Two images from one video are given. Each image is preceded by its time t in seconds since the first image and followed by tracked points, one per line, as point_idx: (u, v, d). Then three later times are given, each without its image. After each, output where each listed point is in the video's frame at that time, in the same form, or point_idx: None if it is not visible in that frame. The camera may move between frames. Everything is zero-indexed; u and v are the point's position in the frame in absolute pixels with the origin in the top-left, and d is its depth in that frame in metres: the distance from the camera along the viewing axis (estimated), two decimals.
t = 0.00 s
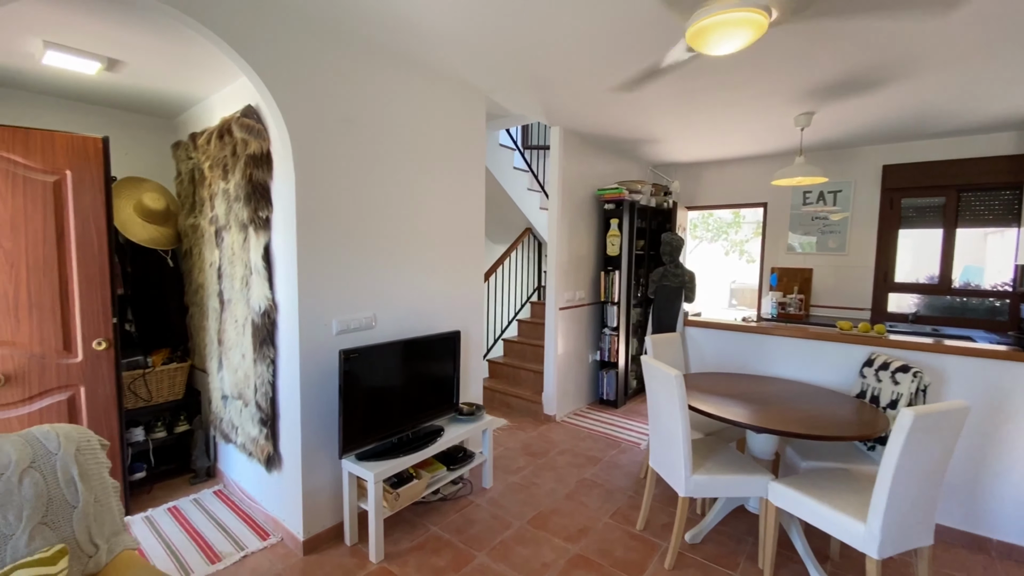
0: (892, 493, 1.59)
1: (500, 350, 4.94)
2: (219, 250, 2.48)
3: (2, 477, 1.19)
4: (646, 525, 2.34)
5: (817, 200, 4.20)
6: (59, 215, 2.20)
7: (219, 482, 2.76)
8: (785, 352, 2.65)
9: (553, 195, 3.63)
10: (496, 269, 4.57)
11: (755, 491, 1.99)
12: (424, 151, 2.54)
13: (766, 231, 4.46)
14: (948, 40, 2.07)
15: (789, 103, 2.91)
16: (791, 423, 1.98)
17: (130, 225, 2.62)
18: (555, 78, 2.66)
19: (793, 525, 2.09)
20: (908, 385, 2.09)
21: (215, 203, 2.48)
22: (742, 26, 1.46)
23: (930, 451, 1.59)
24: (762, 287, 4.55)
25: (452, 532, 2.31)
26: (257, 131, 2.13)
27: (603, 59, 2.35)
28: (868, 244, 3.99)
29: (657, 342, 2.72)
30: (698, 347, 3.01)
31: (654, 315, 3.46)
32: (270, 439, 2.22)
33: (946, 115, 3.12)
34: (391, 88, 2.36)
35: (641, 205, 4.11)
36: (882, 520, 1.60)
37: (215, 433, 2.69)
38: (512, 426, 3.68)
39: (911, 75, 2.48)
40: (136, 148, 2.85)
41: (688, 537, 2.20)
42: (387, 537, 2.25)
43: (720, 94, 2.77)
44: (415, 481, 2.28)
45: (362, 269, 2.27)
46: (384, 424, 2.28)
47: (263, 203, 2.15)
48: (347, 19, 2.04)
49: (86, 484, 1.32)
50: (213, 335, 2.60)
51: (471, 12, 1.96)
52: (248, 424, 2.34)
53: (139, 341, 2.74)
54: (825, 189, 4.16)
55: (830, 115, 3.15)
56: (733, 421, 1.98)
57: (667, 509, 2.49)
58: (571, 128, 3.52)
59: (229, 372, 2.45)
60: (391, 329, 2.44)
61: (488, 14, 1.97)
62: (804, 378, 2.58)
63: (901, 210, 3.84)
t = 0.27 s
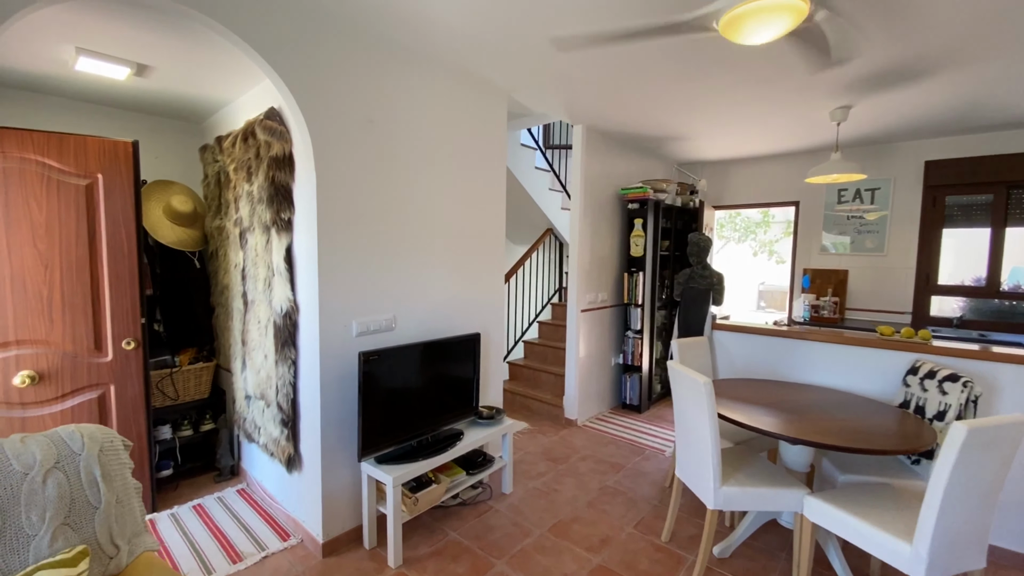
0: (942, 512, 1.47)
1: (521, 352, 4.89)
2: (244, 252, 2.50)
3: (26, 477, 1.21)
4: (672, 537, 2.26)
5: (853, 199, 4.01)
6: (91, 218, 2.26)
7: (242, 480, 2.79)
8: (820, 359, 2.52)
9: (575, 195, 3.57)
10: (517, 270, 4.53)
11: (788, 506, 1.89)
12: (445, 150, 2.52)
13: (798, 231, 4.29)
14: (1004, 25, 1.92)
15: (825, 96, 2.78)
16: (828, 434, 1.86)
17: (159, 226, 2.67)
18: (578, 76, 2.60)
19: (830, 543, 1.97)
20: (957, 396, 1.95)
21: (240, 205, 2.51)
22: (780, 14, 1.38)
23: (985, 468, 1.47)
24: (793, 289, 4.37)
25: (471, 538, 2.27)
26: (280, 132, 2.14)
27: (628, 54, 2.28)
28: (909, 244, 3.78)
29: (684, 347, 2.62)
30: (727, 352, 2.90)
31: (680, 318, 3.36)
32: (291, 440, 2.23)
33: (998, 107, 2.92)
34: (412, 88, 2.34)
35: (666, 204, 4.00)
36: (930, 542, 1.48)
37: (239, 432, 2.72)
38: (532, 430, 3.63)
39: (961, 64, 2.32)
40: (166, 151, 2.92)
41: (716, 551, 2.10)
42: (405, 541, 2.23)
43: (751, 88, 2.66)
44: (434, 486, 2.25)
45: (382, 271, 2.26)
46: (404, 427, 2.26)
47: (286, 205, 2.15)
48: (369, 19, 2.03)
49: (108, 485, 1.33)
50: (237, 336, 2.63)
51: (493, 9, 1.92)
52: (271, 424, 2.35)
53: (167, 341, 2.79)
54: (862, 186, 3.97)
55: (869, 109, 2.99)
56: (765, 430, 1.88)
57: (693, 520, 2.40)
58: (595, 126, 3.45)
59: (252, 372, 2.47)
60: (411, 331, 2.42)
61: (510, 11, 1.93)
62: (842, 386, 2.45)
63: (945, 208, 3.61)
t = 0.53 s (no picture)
0: (980, 538, 1.34)
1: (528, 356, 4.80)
2: (243, 254, 2.46)
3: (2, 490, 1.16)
4: (683, 554, 2.15)
5: (874, 198, 3.85)
6: (89, 220, 2.23)
7: (242, 486, 2.75)
8: (841, 366, 2.39)
9: (583, 194, 3.47)
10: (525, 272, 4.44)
11: (808, 524, 1.77)
12: (448, 150, 2.44)
13: (817, 231, 4.13)
14: None
15: (846, 90, 2.65)
16: (851, 448, 1.74)
17: (160, 228, 2.64)
18: (585, 71, 2.51)
19: (854, 565, 1.84)
20: (992, 408, 1.80)
21: (239, 206, 2.46)
22: None
23: None
24: (811, 292, 4.21)
25: (473, 551, 2.19)
26: (277, 132, 2.09)
27: (638, 48, 2.19)
28: (935, 245, 3.61)
29: (696, 353, 2.51)
30: (742, 358, 2.80)
31: (693, 322, 3.24)
32: (288, 447, 2.17)
33: None
34: (414, 85, 2.27)
35: (678, 204, 3.88)
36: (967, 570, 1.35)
37: (239, 437, 2.68)
38: (539, 436, 3.54)
39: (995, 54, 2.18)
40: (168, 152, 2.90)
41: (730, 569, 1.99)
42: (405, 554, 2.16)
43: (767, 82, 2.54)
44: (434, 497, 2.17)
45: (382, 274, 2.19)
46: (404, 435, 2.18)
47: (283, 206, 2.10)
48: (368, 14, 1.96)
49: (87, 499, 1.28)
50: (237, 339, 2.58)
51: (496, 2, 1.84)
52: (268, 430, 2.30)
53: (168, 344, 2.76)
54: (884, 185, 3.81)
55: (893, 103, 2.85)
56: (783, 444, 1.77)
57: (706, 536, 2.28)
58: (604, 124, 3.35)
59: (251, 377, 2.42)
60: (412, 336, 2.35)
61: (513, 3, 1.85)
62: (865, 395, 2.32)
63: (974, 207, 3.44)
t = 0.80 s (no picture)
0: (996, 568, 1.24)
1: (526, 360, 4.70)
2: (225, 259, 2.39)
3: None
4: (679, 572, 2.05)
5: (880, 198, 3.74)
6: (64, 224, 2.16)
7: (226, 496, 2.68)
8: (846, 375, 2.29)
9: (579, 196, 3.37)
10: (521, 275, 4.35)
11: (811, 545, 1.67)
12: (435, 150, 2.36)
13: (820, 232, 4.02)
14: None
15: (850, 87, 2.54)
16: (856, 465, 1.64)
17: (142, 232, 2.57)
18: (578, 68, 2.42)
19: None
20: (1006, 422, 1.69)
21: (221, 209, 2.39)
22: None
23: None
24: (815, 295, 4.10)
25: (459, 568, 2.10)
26: (255, 132, 2.01)
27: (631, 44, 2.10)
28: (943, 247, 3.50)
29: (694, 361, 2.41)
30: (742, 365, 2.70)
31: (692, 327, 3.14)
32: (268, 459, 2.09)
33: None
34: (400, 84, 2.19)
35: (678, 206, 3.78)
36: None
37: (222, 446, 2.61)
38: (534, 444, 3.45)
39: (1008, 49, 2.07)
40: (152, 153, 2.84)
41: None
42: (389, 571, 2.07)
43: (767, 79, 2.45)
44: (418, 512, 2.08)
45: (365, 279, 2.11)
46: (389, 447, 2.10)
47: (261, 209, 2.02)
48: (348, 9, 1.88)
49: (36, 522, 1.20)
50: (220, 346, 2.51)
51: None
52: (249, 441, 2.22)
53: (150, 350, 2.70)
54: (891, 185, 3.70)
55: (900, 101, 2.74)
56: (783, 460, 1.67)
57: (704, 553, 2.18)
58: (600, 123, 3.26)
59: (232, 385, 2.34)
60: (397, 343, 2.27)
61: None
62: (870, 406, 2.21)
63: (984, 208, 3.32)
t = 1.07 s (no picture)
0: None
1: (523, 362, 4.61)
2: (204, 260, 2.30)
3: None
4: None
5: (888, 197, 3.62)
6: (36, 224, 2.08)
7: (208, 505, 2.60)
8: (852, 382, 2.18)
9: (576, 194, 3.27)
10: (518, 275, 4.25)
11: (813, 564, 1.56)
12: (421, 147, 2.27)
13: (826, 232, 3.90)
14: None
15: (856, 80, 2.43)
16: (863, 481, 1.52)
17: (121, 232, 2.47)
18: (570, 62, 2.32)
19: None
20: None
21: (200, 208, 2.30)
22: None
23: None
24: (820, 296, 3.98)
25: None
26: (229, 127, 1.92)
27: (624, 35, 1.99)
28: (953, 247, 3.37)
29: (692, 366, 2.31)
30: (743, 370, 2.59)
31: (692, 330, 3.03)
32: (244, 469, 2.00)
33: None
34: (383, 78, 2.10)
35: (678, 205, 3.67)
36: None
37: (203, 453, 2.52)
38: (529, 450, 3.35)
39: None
40: (134, 151, 2.76)
41: None
42: None
43: (770, 72, 2.34)
44: (400, 526, 1.99)
45: (345, 281, 2.01)
46: (371, 457, 2.00)
47: (236, 208, 1.93)
48: None
49: None
50: (199, 349, 2.42)
51: None
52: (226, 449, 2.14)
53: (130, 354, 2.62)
54: (899, 182, 3.57)
55: (909, 94, 2.62)
56: (785, 474, 1.56)
57: (701, 569, 2.08)
58: (596, 120, 3.15)
59: (211, 391, 2.26)
60: (381, 348, 2.18)
61: None
62: (878, 415, 2.10)
63: (997, 206, 3.19)
